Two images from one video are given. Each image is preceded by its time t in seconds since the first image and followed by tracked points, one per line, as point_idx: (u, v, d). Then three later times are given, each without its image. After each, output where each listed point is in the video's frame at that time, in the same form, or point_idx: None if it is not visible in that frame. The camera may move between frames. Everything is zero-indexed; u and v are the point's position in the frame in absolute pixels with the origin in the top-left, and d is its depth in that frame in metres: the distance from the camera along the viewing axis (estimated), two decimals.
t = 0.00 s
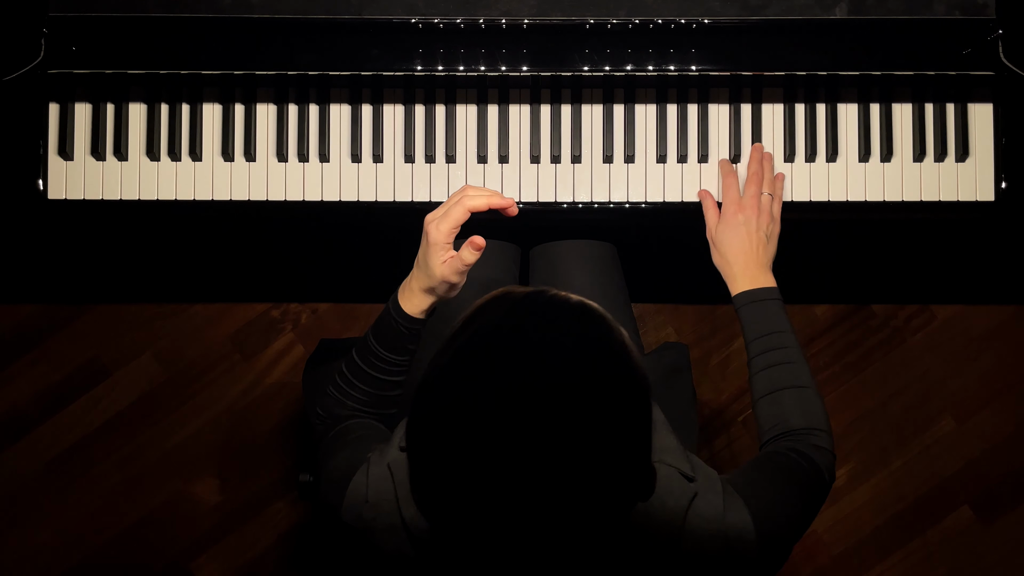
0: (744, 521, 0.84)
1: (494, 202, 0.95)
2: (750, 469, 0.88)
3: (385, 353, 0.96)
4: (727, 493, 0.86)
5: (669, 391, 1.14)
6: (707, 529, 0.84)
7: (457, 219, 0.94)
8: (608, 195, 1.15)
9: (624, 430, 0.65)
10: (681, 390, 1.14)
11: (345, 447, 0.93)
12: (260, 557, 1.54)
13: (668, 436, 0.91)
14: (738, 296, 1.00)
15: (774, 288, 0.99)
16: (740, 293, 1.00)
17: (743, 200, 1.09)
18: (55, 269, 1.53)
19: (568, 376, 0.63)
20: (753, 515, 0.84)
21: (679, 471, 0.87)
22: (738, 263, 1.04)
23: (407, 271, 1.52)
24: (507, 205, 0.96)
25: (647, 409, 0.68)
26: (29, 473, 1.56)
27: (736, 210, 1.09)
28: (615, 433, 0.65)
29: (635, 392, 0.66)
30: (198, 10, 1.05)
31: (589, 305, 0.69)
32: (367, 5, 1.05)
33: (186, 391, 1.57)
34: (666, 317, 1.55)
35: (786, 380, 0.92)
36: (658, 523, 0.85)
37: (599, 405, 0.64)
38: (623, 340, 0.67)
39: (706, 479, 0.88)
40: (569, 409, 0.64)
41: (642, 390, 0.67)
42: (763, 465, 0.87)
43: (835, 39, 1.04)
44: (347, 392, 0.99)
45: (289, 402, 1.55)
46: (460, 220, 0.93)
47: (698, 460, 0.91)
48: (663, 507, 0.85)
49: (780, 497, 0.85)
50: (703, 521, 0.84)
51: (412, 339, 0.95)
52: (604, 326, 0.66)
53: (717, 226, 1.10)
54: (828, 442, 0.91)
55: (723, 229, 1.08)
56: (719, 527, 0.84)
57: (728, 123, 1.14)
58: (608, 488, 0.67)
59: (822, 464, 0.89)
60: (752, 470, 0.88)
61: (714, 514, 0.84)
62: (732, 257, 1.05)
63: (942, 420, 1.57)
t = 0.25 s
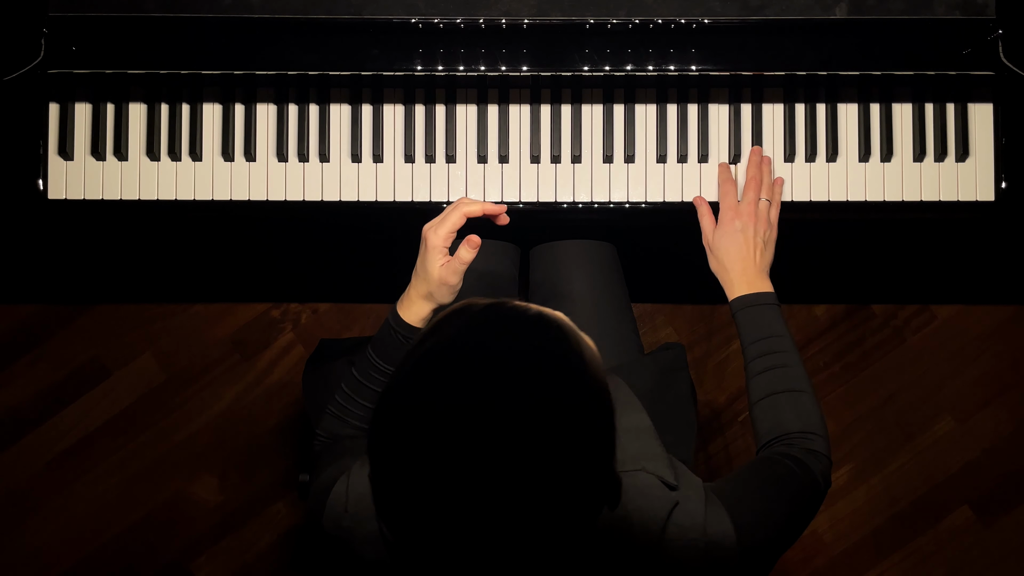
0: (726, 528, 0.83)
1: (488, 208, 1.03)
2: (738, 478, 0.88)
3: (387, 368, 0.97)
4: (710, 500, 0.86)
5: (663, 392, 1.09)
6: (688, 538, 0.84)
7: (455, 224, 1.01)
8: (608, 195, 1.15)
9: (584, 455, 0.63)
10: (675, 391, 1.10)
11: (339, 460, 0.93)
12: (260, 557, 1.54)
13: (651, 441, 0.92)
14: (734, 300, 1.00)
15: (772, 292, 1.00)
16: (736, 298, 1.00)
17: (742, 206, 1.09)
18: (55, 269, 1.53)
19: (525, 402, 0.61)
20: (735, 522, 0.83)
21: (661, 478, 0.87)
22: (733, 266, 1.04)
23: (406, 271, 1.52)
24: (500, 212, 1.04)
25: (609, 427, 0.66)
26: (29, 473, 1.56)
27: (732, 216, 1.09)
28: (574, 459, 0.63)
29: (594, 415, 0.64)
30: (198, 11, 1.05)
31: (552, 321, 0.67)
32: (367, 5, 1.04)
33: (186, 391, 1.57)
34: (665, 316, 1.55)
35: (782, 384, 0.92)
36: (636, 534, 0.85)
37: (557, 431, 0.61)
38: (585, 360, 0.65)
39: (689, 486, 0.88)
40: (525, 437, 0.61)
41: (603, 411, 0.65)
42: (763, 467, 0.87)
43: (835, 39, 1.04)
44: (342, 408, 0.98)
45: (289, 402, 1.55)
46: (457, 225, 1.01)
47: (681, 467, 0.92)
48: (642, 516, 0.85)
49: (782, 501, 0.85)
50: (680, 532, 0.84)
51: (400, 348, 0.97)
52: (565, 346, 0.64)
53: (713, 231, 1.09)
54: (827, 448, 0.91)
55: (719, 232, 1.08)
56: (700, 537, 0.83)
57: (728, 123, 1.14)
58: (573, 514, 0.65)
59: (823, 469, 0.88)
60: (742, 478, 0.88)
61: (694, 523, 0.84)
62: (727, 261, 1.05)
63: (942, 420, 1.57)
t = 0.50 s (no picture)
0: (692, 537, 0.85)
1: (478, 228, 1.11)
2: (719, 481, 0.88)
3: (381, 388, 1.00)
4: (678, 509, 0.88)
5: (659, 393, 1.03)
6: (653, 549, 0.86)
7: (446, 243, 1.11)
8: (608, 195, 1.15)
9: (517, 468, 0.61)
10: (670, 389, 1.04)
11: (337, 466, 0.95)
12: (260, 557, 1.54)
13: (624, 450, 0.95)
14: (731, 285, 1.01)
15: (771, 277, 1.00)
16: (734, 281, 1.01)
17: (744, 191, 1.09)
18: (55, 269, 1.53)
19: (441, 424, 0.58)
20: (712, 530, 0.84)
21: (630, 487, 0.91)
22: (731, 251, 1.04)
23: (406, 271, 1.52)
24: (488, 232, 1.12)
25: (548, 438, 0.64)
26: (29, 473, 1.56)
27: (732, 200, 1.09)
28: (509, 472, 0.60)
29: (525, 426, 0.61)
30: (199, 10, 1.05)
31: (478, 333, 0.64)
32: (367, 4, 1.04)
33: (186, 391, 1.57)
34: (665, 316, 1.56)
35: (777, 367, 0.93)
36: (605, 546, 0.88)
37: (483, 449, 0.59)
38: (514, 372, 0.62)
39: (659, 495, 0.90)
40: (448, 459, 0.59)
41: (538, 421, 0.63)
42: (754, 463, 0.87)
43: (835, 39, 1.05)
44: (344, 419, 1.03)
45: (289, 402, 1.55)
46: (448, 244, 1.11)
47: (656, 472, 0.95)
48: (608, 529, 0.88)
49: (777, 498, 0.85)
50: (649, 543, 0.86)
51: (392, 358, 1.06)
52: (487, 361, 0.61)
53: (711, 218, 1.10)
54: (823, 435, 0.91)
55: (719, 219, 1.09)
56: (666, 547, 0.86)
57: (728, 123, 1.14)
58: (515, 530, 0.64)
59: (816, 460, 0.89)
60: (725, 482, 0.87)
61: (660, 534, 0.86)
62: (727, 246, 1.05)
63: (942, 419, 1.57)
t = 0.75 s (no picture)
0: (654, 541, 0.80)
1: (457, 241, 1.14)
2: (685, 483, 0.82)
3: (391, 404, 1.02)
4: (642, 515, 0.83)
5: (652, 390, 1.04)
6: (615, 557, 0.81)
7: (427, 257, 1.14)
8: (608, 195, 1.15)
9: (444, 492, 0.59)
10: (666, 390, 1.05)
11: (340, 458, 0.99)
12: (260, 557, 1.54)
13: (595, 452, 0.89)
14: (715, 276, 0.98)
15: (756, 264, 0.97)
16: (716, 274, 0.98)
17: (713, 182, 1.08)
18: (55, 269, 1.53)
19: (359, 458, 0.55)
20: (680, 534, 0.79)
21: (595, 493, 0.85)
22: (715, 244, 1.01)
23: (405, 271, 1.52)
24: (468, 246, 1.15)
25: (472, 466, 0.60)
26: (29, 472, 1.56)
27: (703, 197, 1.07)
28: (434, 496, 0.58)
29: (453, 453, 0.58)
30: (199, 10, 1.05)
31: (408, 355, 0.60)
32: (367, 4, 1.04)
33: (186, 391, 1.57)
34: (664, 316, 1.57)
35: (765, 353, 0.89)
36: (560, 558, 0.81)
37: (406, 477, 0.57)
38: (442, 397, 0.58)
39: (624, 503, 0.85)
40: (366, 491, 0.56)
41: (469, 445, 0.60)
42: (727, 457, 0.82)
43: (835, 40, 1.05)
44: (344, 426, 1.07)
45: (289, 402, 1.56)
46: (428, 259, 1.14)
47: (626, 479, 0.89)
48: (567, 540, 0.82)
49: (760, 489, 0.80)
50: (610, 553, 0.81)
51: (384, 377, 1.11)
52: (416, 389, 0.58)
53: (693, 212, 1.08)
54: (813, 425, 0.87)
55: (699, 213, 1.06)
56: (627, 555, 0.80)
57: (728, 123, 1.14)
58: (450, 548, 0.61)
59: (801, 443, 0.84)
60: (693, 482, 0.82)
61: (623, 541, 0.81)
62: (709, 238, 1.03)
63: (942, 419, 1.57)
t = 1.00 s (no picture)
0: (587, 547, 0.80)
1: (427, 257, 1.14)
2: (635, 486, 0.83)
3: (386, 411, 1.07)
4: (580, 521, 0.83)
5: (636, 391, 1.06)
6: (549, 563, 0.80)
7: (397, 274, 1.14)
8: (608, 195, 1.15)
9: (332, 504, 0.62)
10: (659, 391, 1.06)
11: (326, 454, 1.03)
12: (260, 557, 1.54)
13: (542, 460, 0.90)
14: (699, 265, 0.99)
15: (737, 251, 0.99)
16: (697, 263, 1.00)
17: (670, 189, 1.07)
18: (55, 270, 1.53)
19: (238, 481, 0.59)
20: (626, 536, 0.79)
21: (535, 499, 0.85)
22: (694, 235, 1.03)
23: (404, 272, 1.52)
24: (437, 260, 1.15)
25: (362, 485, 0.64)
26: (28, 473, 1.56)
27: (665, 204, 1.07)
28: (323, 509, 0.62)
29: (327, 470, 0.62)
30: (198, 10, 1.05)
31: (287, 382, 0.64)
32: (367, 4, 1.04)
33: (185, 391, 1.57)
34: (665, 315, 1.57)
35: (745, 343, 0.90)
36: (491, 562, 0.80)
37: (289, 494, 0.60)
38: (328, 417, 0.63)
39: (563, 511, 0.85)
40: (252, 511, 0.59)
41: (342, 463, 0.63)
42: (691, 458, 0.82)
43: (835, 40, 1.05)
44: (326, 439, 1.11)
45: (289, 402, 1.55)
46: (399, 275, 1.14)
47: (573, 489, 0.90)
48: (501, 543, 0.81)
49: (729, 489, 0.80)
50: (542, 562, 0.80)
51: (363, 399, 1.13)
52: (291, 415, 0.62)
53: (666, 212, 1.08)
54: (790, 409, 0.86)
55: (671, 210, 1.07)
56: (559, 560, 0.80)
57: (728, 123, 1.14)
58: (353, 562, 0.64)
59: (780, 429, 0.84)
60: (642, 485, 0.82)
61: (558, 546, 0.81)
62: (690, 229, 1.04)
63: (942, 419, 1.57)
